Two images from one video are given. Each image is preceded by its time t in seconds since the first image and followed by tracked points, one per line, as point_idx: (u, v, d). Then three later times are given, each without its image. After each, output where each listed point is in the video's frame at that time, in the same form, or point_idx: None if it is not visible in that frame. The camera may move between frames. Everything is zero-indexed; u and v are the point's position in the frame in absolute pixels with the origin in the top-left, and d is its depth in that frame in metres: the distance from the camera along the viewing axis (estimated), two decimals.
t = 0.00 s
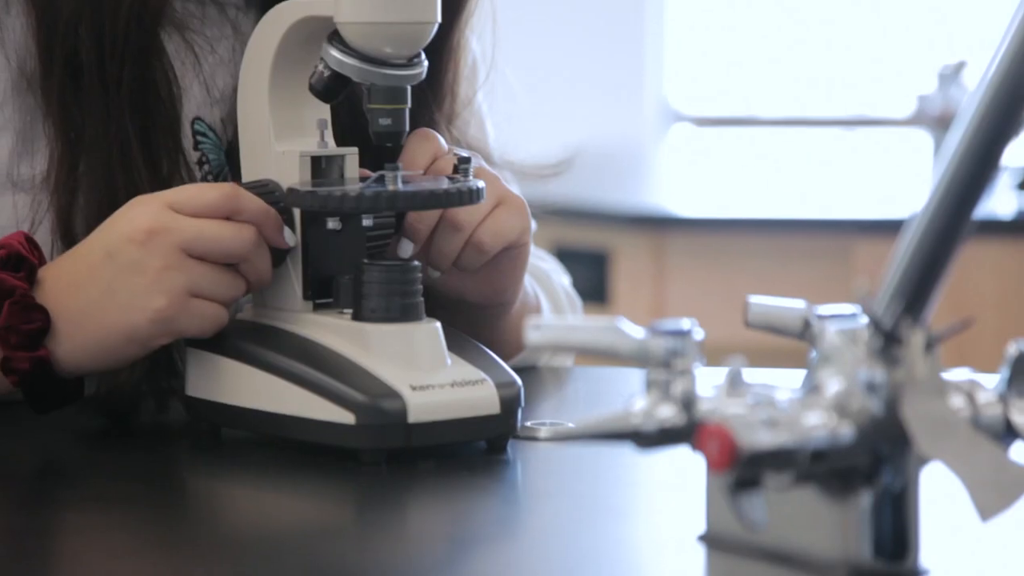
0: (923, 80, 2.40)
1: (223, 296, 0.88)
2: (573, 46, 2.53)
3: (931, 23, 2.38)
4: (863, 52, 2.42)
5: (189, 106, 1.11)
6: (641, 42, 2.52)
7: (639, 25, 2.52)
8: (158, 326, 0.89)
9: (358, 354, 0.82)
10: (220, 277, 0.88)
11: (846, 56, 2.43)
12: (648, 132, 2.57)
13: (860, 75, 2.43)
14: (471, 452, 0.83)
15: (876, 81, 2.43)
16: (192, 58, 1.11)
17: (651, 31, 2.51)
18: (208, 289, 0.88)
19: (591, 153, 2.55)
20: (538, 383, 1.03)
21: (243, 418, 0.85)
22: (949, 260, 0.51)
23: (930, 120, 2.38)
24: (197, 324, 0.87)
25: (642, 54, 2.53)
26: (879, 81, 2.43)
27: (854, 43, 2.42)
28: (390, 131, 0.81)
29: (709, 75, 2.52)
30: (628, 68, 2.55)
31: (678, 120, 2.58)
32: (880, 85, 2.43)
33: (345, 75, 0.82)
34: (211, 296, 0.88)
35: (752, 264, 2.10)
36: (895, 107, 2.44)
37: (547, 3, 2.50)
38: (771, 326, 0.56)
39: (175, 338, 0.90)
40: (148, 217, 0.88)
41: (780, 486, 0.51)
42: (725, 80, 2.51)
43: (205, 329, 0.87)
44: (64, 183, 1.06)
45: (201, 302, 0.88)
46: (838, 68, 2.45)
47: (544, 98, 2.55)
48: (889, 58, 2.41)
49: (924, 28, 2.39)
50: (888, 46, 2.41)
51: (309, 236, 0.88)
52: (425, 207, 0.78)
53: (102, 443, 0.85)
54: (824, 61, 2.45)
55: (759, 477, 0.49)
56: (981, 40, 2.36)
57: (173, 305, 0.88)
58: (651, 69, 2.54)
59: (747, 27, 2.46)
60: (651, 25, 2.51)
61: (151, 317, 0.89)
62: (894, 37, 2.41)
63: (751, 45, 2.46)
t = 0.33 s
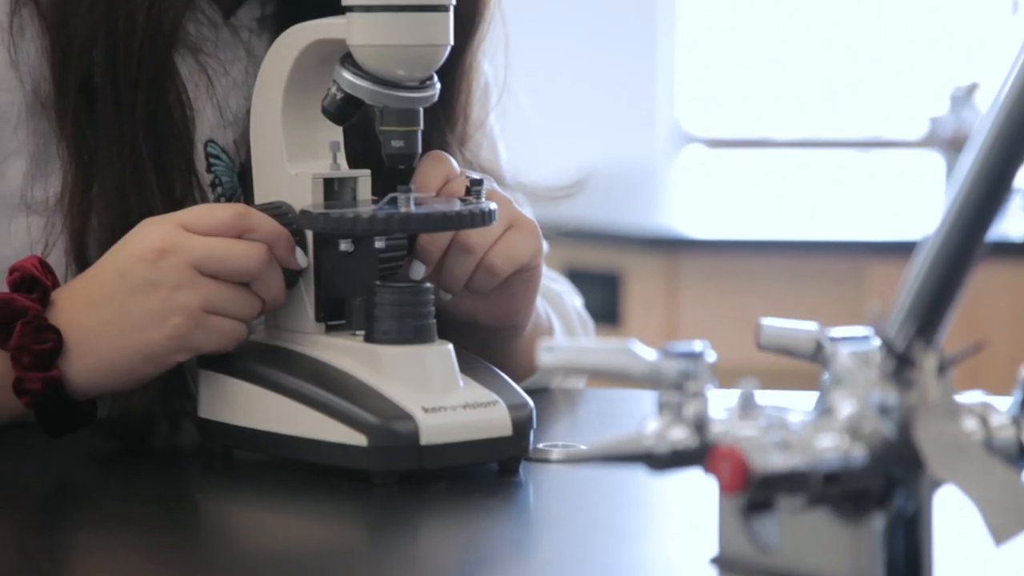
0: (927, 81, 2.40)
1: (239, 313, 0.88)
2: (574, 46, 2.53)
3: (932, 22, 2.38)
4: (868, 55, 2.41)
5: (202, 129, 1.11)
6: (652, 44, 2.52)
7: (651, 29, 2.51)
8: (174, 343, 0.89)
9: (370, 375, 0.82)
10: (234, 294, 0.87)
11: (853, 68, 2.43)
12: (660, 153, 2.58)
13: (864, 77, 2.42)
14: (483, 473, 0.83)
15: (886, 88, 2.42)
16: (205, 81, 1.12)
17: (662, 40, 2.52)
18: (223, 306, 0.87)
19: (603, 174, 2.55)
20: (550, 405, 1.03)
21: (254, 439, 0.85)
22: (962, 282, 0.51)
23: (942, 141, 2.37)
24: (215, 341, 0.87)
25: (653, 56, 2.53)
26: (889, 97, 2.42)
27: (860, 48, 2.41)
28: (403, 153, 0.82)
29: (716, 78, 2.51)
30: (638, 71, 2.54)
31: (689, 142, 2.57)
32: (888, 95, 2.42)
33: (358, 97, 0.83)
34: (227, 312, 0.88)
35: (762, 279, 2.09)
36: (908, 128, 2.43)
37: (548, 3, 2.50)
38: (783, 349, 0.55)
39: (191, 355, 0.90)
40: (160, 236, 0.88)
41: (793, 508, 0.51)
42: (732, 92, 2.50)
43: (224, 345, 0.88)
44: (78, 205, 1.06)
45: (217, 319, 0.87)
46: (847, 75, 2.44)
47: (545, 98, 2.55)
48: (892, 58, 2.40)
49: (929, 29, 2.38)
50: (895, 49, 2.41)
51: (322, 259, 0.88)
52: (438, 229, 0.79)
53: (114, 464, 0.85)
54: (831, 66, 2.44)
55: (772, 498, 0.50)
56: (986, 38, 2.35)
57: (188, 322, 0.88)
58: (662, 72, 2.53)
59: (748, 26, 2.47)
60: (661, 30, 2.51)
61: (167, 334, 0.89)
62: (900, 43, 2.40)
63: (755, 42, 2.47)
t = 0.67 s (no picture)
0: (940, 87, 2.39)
1: (248, 333, 0.88)
2: (576, 47, 2.52)
3: (938, 23, 2.36)
4: (877, 57, 2.41)
5: (213, 151, 1.12)
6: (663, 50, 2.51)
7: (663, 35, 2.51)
8: (184, 363, 0.89)
9: (379, 398, 0.82)
10: (243, 313, 0.87)
11: (863, 73, 2.42)
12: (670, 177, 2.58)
13: (873, 81, 2.41)
14: (493, 496, 0.83)
15: (896, 95, 2.41)
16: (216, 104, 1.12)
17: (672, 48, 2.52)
18: (233, 326, 0.87)
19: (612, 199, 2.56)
20: (560, 428, 1.02)
21: (265, 462, 0.85)
22: (973, 304, 0.51)
23: (952, 164, 2.37)
24: (226, 361, 0.87)
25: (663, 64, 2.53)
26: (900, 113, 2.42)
27: (869, 53, 2.41)
28: (413, 176, 0.82)
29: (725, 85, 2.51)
30: (642, 73, 2.54)
31: (699, 165, 2.57)
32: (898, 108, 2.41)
33: (369, 120, 0.83)
34: (237, 332, 0.87)
35: (771, 307, 2.09)
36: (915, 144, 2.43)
37: (551, 3, 2.51)
38: (792, 371, 0.56)
39: (202, 376, 0.90)
40: (168, 258, 0.89)
41: (803, 532, 0.51)
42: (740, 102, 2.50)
43: (236, 365, 0.88)
44: (89, 229, 1.06)
45: (227, 339, 0.87)
46: (855, 84, 2.43)
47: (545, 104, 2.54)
48: (900, 60, 2.39)
49: (946, 33, 2.36)
50: (906, 53, 2.39)
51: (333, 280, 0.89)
52: (447, 251, 0.79)
53: (124, 487, 0.85)
54: (839, 75, 2.43)
55: (782, 522, 0.49)
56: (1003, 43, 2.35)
57: (199, 342, 0.88)
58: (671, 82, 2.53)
59: (758, 29, 2.47)
60: (671, 35, 2.51)
61: (177, 354, 0.89)
62: (910, 49, 2.39)
63: (765, 48, 2.47)
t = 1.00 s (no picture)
0: (944, 83, 2.38)
1: (257, 353, 0.87)
2: (576, 47, 2.54)
3: (940, 20, 2.35)
4: (880, 60, 2.40)
5: (221, 173, 1.13)
6: (669, 49, 2.52)
7: (669, 31, 2.51)
8: (193, 384, 0.90)
9: (387, 420, 0.82)
10: (251, 332, 0.87)
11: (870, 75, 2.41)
12: (678, 197, 2.57)
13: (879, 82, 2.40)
14: (501, 518, 0.82)
15: (898, 94, 2.40)
16: (225, 126, 1.14)
17: (680, 45, 2.51)
18: (241, 347, 0.87)
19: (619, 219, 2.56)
20: (568, 450, 1.02)
21: (274, 484, 0.85)
22: (981, 325, 0.51)
23: (960, 185, 2.37)
24: (234, 382, 0.87)
25: (670, 62, 2.53)
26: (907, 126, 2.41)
27: (873, 60, 2.40)
28: (421, 198, 0.83)
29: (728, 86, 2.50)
30: (642, 73, 2.54)
31: (706, 185, 2.56)
32: (902, 118, 2.41)
33: (377, 142, 0.83)
34: (245, 352, 0.87)
35: (778, 326, 2.08)
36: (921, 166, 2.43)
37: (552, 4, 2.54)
38: (799, 394, 0.56)
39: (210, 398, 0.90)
40: (177, 279, 0.89)
41: (810, 554, 0.50)
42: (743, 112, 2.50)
43: (245, 385, 0.88)
44: (98, 250, 1.07)
45: (235, 359, 0.87)
46: (857, 86, 2.42)
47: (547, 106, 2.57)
48: (900, 59, 2.38)
49: (949, 33, 2.35)
50: (908, 53, 2.38)
51: (342, 302, 0.89)
52: (455, 272, 0.79)
53: (132, 509, 0.85)
54: (844, 79, 2.43)
55: (790, 543, 0.49)
56: (1006, 44, 2.34)
57: (207, 363, 0.88)
58: (679, 83, 2.53)
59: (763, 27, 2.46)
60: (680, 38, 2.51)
61: (185, 376, 0.89)
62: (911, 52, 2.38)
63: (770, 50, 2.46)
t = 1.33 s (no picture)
0: (949, 89, 2.37)
1: (268, 375, 0.88)
2: (576, 47, 2.56)
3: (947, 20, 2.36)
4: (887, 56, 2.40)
5: (232, 196, 1.14)
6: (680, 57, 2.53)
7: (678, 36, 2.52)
8: (203, 407, 0.90)
9: (398, 443, 0.82)
10: (262, 354, 0.88)
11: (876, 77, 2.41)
12: (690, 219, 2.57)
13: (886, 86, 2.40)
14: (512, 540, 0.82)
15: (903, 97, 2.40)
16: (237, 147, 1.14)
17: (691, 53, 2.52)
18: (252, 368, 0.88)
19: (630, 239, 2.56)
20: (579, 472, 1.02)
21: (286, 505, 0.85)
22: (993, 348, 0.51)
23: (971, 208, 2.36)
24: (247, 403, 0.88)
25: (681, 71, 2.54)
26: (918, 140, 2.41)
27: (879, 72, 2.40)
28: (432, 220, 0.83)
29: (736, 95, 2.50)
30: (648, 74, 2.55)
31: (717, 208, 2.57)
32: (909, 130, 2.41)
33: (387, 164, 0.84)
34: (256, 373, 0.88)
35: (790, 347, 2.08)
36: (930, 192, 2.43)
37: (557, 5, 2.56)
38: (810, 416, 0.56)
39: (221, 420, 0.90)
40: (188, 301, 0.89)
41: None
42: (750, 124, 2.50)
43: (257, 406, 0.88)
44: (109, 272, 1.06)
45: (246, 380, 0.88)
46: (862, 96, 2.42)
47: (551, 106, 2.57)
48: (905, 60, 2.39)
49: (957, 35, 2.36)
50: (912, 55, 2.38)
51: (352, 323, 0.89)
52: (466, 293, 0.79)
53: (143, 531, 0.85)
54: (850, 92, 2.43)
55: (803, 567, 0.49)
56: (1006, 49, 2.34)
57: (218, 385, 0.88)
58: (689, 93, 2.53)
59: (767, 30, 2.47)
60: (689, 42, 2.51)
61: (196, 397, 0.89)
62: (919, 59, 2.38)
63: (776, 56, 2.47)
